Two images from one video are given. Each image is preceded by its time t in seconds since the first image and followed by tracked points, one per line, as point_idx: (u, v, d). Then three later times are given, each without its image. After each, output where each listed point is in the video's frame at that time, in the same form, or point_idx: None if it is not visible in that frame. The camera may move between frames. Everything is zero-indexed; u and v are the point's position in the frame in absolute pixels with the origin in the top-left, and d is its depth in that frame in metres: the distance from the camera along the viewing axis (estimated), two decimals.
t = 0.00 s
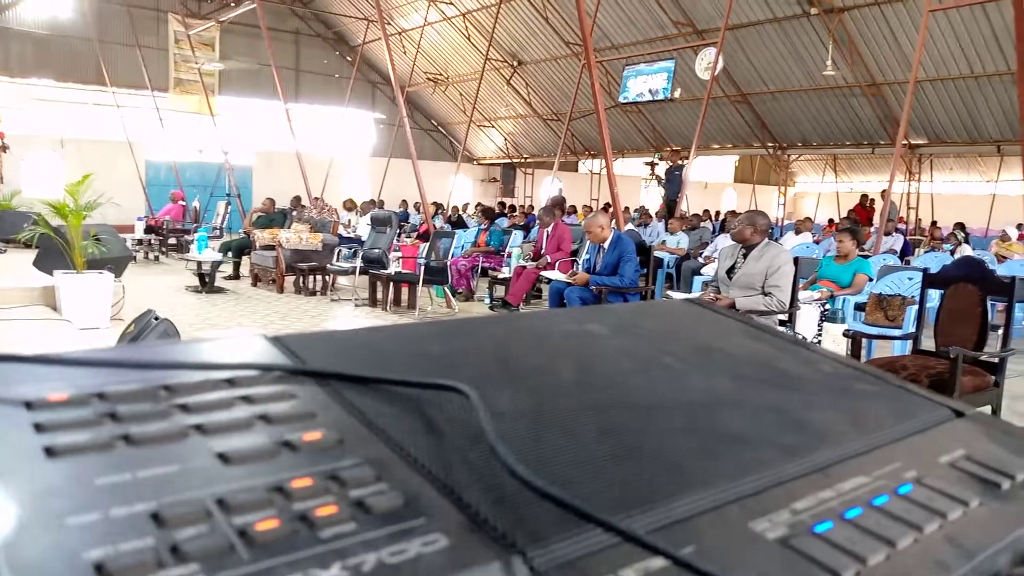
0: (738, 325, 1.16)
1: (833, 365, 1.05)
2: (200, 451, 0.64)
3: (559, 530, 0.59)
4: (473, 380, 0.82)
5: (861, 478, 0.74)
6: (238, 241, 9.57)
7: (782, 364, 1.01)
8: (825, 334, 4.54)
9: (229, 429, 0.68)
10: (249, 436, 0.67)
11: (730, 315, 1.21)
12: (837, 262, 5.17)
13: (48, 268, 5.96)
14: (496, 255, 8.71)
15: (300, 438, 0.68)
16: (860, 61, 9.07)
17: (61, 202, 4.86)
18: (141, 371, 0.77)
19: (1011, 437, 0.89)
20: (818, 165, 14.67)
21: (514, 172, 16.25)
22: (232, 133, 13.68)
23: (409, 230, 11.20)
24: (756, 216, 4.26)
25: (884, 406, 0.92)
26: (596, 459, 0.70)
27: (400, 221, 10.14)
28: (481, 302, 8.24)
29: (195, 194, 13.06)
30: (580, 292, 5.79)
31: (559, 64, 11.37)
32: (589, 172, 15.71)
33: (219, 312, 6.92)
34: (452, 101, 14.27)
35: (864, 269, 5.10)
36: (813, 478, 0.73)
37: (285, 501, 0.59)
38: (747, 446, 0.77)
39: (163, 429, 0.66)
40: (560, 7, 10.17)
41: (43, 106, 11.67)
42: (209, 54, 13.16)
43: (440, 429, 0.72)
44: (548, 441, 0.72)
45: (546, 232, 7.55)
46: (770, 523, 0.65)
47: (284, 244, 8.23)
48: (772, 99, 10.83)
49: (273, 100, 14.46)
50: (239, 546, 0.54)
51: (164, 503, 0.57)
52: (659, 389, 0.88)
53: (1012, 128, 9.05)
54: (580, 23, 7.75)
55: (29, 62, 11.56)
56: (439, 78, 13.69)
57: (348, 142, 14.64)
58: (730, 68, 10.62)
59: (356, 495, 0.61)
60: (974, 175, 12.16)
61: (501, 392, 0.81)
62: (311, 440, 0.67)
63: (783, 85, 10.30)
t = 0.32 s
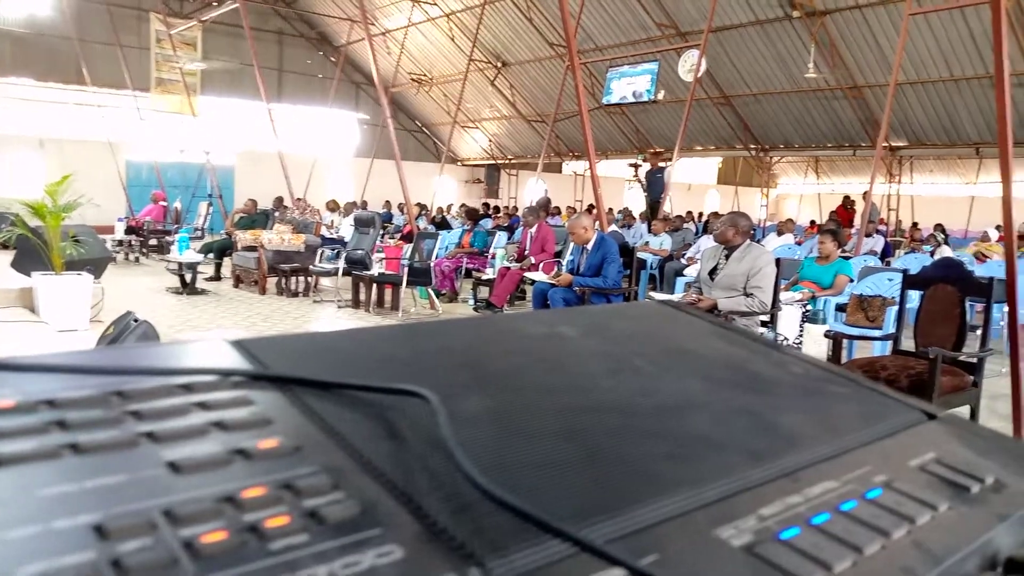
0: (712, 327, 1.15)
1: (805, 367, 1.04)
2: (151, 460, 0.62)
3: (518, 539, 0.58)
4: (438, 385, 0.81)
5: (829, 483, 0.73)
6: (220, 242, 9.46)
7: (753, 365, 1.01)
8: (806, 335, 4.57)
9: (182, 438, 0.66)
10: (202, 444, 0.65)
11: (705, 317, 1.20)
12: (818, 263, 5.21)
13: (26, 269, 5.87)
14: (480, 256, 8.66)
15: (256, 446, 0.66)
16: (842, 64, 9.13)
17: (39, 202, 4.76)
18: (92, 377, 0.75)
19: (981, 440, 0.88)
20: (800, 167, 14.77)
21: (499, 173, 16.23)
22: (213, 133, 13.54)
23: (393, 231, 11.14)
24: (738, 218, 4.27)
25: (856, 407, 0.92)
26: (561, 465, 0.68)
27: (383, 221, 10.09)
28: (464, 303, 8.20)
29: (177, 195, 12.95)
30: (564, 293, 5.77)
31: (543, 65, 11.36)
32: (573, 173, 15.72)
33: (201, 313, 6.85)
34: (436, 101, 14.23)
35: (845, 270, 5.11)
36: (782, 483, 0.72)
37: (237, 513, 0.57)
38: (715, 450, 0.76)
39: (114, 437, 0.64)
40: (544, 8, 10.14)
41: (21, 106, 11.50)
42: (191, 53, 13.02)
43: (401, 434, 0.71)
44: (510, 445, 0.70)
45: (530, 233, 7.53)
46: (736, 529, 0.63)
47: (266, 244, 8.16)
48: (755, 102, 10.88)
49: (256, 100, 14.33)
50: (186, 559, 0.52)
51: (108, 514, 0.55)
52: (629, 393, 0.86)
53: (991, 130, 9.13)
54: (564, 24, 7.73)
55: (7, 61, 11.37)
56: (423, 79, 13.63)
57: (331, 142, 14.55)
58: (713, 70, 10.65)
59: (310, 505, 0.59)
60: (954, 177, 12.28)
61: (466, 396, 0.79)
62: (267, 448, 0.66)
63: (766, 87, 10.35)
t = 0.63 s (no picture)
0: (668, 332, 1.13)
1: (760, 373, 1.03)
2: (66, 477, 0.58)
3: (452, 560, 0.55)
4: (380, 395, 0.78)
5: (780, 493, 0.71)
6: (186, 246, 9.27)
7: (707, 371, 0.99)
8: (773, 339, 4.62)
9: (102, 453, 0.62)
10: (122, 461, 0.61)
11: (661, 323, 1.18)
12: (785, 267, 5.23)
13: None
14: (451, 261, 8.55)
15: (180, 461, 0.62)
16: (808, 71, 9.26)
17: None
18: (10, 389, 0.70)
19: (933, 445, 0.88)
20: (767, 172, 14.95)
21: (470, 177, 16.19)
22: (180, 135, 13.30)
23: (363, 236, 11.03)
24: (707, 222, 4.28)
25: (810, 414, 0.90)
26: (503, 477, 0.66)
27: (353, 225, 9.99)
28: (435, 308, 8.14)
29: (142, 199, 12.70)
30: (535, 297, 5.76)
31: (514, 70, 11.35)
32: (545, 178, 15.73)
33: (167, 319, 6.71)
34: (407, 105, 14.16)
35: (812, 273, 5.15)
36: (731, 492, 0.70)
37: (153, 534, 0.54)
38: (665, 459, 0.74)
39: (26, 453, 0.60)
40: (514, 12, 10.13)
41: None
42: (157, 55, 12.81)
43: (337, 447, 0.68)
44: (450, 458, 0.68)
45: (501, 237, 7.50)
46: (682, 543, 0.61)
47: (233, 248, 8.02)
48: (723, 107, 10.98)
49: (224, 102, 14.12)
50: None
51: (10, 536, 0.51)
52: (580, 400, 0.84)
53: (952, 136, 9.31)
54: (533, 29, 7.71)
55: None
56: (394, 82, 13.56)
57: (300, 145, 14.39)
58: (682, 75, 10.75)
59: (233, 524, 0.56)
60: (917, 181, 12.51)
61: (409, 406, 0.76)
62: (192, 463, 0.62)
63: (734, 93, 10.46)
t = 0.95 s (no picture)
0: (647, 335, 1.13)
1: (738, 375, 1.02)
2: (19, 485, 0.57)
3: (415, 569, 0.54)
4: (350, 401, 0.76)
5: (753, 497, 0.70)
6: (171, 248, 9.18)
7: (685, 374, 0.98)
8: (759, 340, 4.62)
9: (60, 461, 0.60)
10: (78, 469, 0.60)
11: (640, 325, 1.17)
12: (770, 268, 5.25)
13: None
14: (438, 261, 8.43)
15: (139, 469, 0.60)
16: (792, 73, 9.31)
17: None
18: None
19: (911, 449, 0.87)
20: (753, 174, 15.01)
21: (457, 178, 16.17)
22: (164, 136, 13.19)
23: (350, 237, 10.97)
24: (692, 224, 4.28)
25: (787, 417, 0.90)
26: (472, 483, 0.65)
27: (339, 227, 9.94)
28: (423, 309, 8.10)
29: (127, 200, 12.60)
30: (522, 298, 5.74)
31: (501, 72, 11.34)
32: (531, 180, 15.73)
33: (151, 321, 6.64)
34: (394, 107, 14.13)
35: (796, 275, 5.14)
36: (706, 497, 0.69)
37: (105, 545, 0.52)
38: (640, 463, 0.73)
39: None
40: (500, 13, 10.12)
41: None
42: (141, 56, 12.70)
43: (305, 454, 0.66)
44: (418, 463, 0.66)
45: (488, 238, 7.46)
46: (653, 550, 0.60)
47: (218, 250, 7.95)
48: (708, 109, 11.04)
49: (209, 103, 14.03)
50: None
51: None
52: (554, 404, 0.83)
53: (935, 138, 9.38)
54: (520, 31, 7.69)
55: None
56: (380, 84, 13.52)
57: (286, 146, 14.32)
58: (668, 78, 10.78)
59: (191, 535, 0.54)
60: (902, 183, 12.60)
61: (380, 412, 0.75)
62: (152, 471, 0.60)
63: (720, 95, 10.50)
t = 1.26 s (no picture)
0: (622, 333, 1.11)
1: (712, 372, 1.01)
2: None
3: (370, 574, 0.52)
4: (311, 400, 0.74)
5: (723, 496, 0.69)
6: (151, 246, 9.07)
7: (659, 371, 0.97)
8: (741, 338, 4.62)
9: (4, 460, 0.57)
10: (22, 469, 0.57)
11: (615, 322, 1.16)
12: (752, 266, 5.24)
13: None
14: (422, 260, 8.33)
15: (84, 469, 0.58)
16: (775, 73, 9.35)
17: None
18: None
19: (884, 446, 0.86)
20: (735, 173, 15.07)
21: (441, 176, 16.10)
22: (144, 133, 13.02)
23: (332, 235, 10.88)
24: (675, 222, 4.28)
25: (760, 413, 0.88)
26: (434, 484, 0.63)
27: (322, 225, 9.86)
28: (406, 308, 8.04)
29: (107, 197, 12.43)
30: (505, 297, 5.71)
31: (485, 70, 11.29)
32: (516, 178, 15.70)
33: (131, 319, 6.54)
34: (377, 105, 14.05)
35: (778, 273, 5.14)
36: (674, 496, 0.68)
37: (44, 550, 0.50)
38: (608, 462, 0.71)
39: None
40: (484, 11, 10.08)
41: None
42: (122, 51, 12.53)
43: (261, 455, 0.64)
44: (378, 461, 0.65)
45: (472, 236, 7.42)
46: (617, 551, 0.59)
47: (199, 248, 7.85)
48: (692, 109, 11.06)
49: (190, 100, 13.87)
50: None
51: None
52: (524, 401, 0.81)
53: (915, 138, 9.45)
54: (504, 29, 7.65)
55: None
56: (363, 81, 13.45)
57: (269, 144, 14.20)
58: (651, 77, 10.80)
59: (136, 537, 0.52)
60: (882, 182, 12.71)
61: (343, 410, 0.72)
62: (98, 471, 0.58)
63: (703, 94, 10.53)
